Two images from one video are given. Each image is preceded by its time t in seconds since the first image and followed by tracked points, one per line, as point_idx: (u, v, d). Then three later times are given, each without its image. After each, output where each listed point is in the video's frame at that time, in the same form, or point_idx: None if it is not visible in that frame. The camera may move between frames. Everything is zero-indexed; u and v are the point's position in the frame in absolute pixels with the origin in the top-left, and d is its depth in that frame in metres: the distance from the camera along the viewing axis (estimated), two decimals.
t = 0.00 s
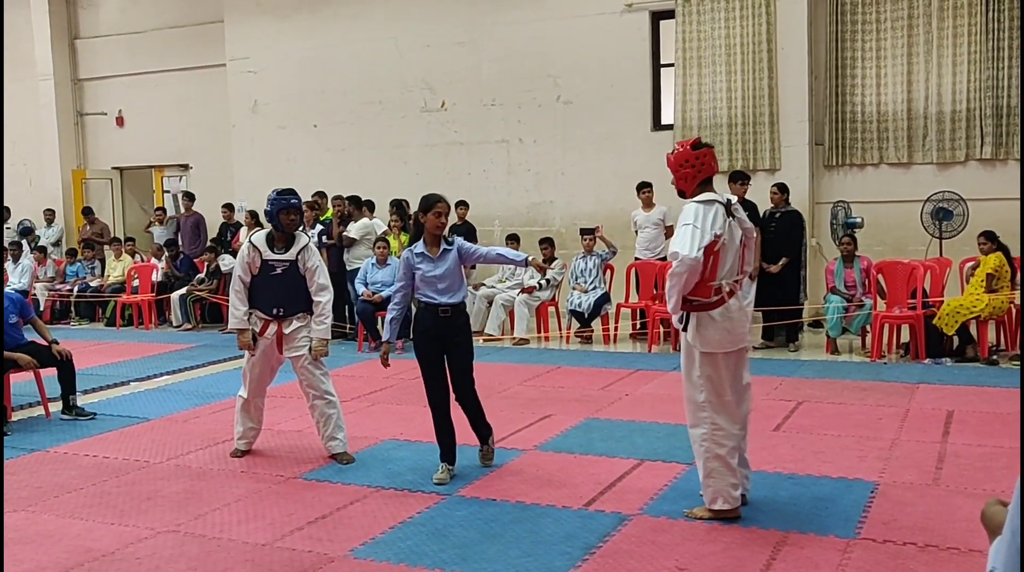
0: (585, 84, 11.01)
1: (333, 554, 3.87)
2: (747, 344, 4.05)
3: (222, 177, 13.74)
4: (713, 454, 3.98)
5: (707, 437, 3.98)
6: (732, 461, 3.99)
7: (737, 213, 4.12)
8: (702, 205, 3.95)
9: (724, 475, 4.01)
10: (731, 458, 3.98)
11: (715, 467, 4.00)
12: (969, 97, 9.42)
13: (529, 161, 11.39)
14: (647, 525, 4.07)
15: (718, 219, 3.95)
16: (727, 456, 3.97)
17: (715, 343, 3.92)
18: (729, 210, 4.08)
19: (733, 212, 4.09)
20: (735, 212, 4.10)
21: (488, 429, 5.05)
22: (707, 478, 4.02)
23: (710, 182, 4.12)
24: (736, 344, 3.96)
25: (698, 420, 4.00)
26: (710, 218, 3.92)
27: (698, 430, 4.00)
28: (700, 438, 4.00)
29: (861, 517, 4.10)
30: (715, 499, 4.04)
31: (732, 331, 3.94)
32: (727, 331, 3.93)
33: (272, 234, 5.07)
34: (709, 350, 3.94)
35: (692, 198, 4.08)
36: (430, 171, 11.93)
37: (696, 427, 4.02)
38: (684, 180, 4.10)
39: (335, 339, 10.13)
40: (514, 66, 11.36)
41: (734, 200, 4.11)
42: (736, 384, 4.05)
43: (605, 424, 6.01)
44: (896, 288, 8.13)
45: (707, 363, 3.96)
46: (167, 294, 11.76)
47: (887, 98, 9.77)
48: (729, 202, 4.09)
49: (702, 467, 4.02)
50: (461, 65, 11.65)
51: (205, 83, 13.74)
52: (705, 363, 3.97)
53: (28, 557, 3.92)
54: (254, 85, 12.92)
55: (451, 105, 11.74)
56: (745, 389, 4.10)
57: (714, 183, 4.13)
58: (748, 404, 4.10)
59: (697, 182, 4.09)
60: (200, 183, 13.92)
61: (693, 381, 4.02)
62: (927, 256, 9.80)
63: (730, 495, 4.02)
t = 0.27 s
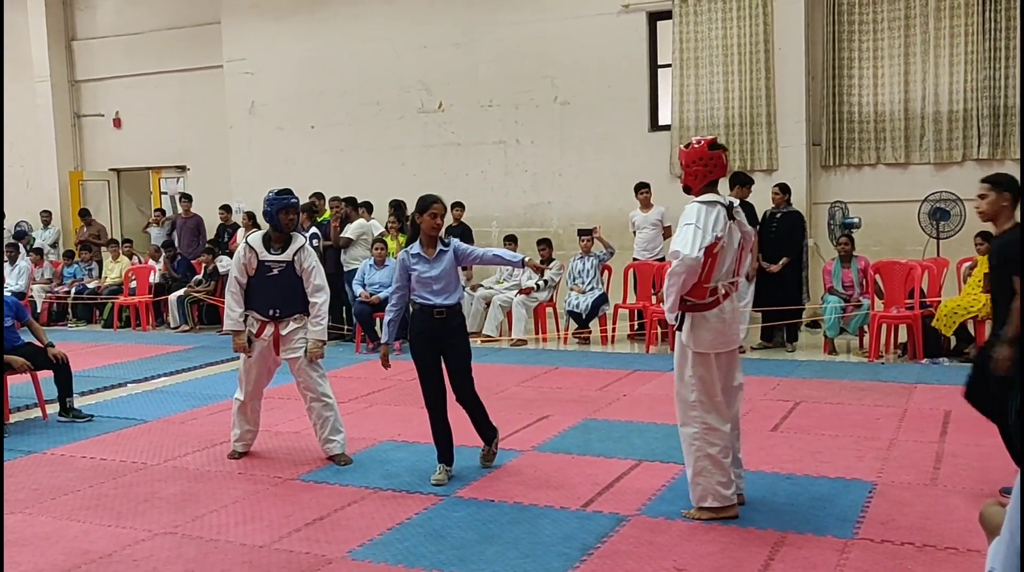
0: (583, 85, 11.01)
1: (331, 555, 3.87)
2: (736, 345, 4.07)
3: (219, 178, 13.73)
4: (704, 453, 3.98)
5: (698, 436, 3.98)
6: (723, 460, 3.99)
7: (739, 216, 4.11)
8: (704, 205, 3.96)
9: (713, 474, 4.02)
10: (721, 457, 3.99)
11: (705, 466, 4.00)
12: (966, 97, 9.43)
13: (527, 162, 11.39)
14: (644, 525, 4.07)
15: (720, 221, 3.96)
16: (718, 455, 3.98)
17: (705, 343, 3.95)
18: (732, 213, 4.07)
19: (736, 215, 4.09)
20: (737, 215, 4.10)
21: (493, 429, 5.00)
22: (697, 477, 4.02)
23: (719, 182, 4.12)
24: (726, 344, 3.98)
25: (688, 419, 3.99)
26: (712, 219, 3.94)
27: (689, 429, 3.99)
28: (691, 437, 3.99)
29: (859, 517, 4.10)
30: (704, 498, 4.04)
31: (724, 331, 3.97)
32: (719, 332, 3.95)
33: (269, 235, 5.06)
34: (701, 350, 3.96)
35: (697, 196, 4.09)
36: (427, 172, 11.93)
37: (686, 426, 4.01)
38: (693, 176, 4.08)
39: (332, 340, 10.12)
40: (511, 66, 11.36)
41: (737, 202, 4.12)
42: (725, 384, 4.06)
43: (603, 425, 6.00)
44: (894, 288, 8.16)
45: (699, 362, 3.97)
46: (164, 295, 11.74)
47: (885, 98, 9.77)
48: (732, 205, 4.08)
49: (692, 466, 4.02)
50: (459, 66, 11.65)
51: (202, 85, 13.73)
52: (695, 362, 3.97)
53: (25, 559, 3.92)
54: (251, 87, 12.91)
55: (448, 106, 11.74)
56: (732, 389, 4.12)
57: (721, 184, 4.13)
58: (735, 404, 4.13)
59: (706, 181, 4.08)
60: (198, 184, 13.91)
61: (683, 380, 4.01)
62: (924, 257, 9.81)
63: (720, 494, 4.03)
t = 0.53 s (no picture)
0: (578, 87, 11.02)
1: (326, 558, 3.86)
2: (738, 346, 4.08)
3: (214, 181, 13.72)
4: (707, 455, 3.97)
5: (702, 437, 3.96)
6: (724, 462, 3.98)
7: (737, 217, 4.13)
8: (701, 203, 3.97)
9: (716, 476, 4.00)
10: (724, 459, 3.97)
11: (708, 468, 3.98)
12: (960, 99, 9.45)
13: (522, 164, 11.40)
14: (640, 528, 4.07)
15: (718, 221, 3.97)
16: (721, 457, 3.97)
17: (711, 343, 3.93)
18: (729, 213, 4.09)
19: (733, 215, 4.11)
20: (734, 216, 4.11)
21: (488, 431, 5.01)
22: (699, 478, 4.00)
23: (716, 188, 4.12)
24: (729, 344, 3.98)
25: (693, 420, 3.97)
26: (711, 217, 3.95)
27: (693, 430, 3.98)
28: (695, 438, 3.97)
29: (854, 519, 4.10)
30: (706, 500, 4.02)
31: (727, 331, 3.97)
32: (723, 333, 3.95)
33: (264, 237, 5.06)
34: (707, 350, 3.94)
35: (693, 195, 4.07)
36: (423, 174, 11.93)
37: (691, 426, 3.99)
38: (693, 177, 4.07)
39: (328, 343, 10.11)
40: (507, 69, 11.37)
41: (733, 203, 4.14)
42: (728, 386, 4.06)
43: (599, 427, 6.00)
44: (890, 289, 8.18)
45: (704, 363, 3.95)
46: (160, 298, 11.73)
47: (879, 100, 9.79)
48: (729, 205, 4.10)
49: (695, 467, 4.00)
50: (454, 69, 11.65)
51: (198, 88, 13.72)
52: (701, 362, 3.95)
53: (19, 563, 3.91)
54: (246, 89, 12.90)
55: (444, 108, 11.74)
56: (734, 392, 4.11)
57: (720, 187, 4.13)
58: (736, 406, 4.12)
59: (705, 183, 4.07)
60: (193, 187, 13.90)
61: (688, 381, 3.99)
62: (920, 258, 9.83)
63: (722, 496, 4.02)
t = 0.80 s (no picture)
0: (573, 86, 11.01)
1: (319, 557, 3.85)
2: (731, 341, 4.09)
3: (209, 180, 13.70)
4: (710, 452, 3.96)
5: (705, 435, 3.95)
6: (726, 458, 3.99)
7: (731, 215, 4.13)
8: (698, 197, 3.97)
9: (718, 472, 4.01)
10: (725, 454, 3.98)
11: (711, 465, 3.98)
12: (954, 98, 9.46)
13: (517, 163, 11.39)
14: (634, 526, 4.06)
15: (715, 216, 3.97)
16: (722, 453, 3.97)
17: (711, 338, 3.93)
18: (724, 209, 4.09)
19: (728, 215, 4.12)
20: (728, 214, 4.12)
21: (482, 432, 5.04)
22: (703, 476, 3.99)
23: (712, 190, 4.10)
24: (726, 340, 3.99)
25: (695, 418, 3.96)
26: (707, 209, 3.95)
27: (695, 428, 3.96)
28: (698, 435, 3.96)
29: (848, 518, 4.10)
30: (711, 498, 4.01)
31: (726, 327, 3.98)
32: (721, 328, 3.96)
33: (261, 237, 5.04)
34: (706, 346, 3.94)
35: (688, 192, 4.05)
36: (418, 173, 11.92)
37: (692, 425, 3.97)
38: (689, 173, 4.06)
39: (322, 342, 10.10)
40: (502, 68, 11.36)
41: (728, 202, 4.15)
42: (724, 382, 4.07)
43: (593, 426, 6.00)
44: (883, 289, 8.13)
45: (705, 360, 3.94)
46: (154, 297, 11.70)
47: (874, 99, 9.80)
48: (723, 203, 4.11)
49: (698, 466, 3.99)
50: (449, 67, 11.64)
51: (192, 86, 13.69)
52: (702, 359, 3.94)
53: (10, 563, 3.89)
54: (241, 88, 12.88)
55: (439, 107, 11.73)
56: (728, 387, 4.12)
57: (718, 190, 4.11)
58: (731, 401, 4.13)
59: (702, 183, 4.05)
60: (187, 186, 13.87)
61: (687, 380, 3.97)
62: (914, 257, 9.84)
63: (725, 492, 4.02)
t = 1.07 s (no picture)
0: (569, 83, 11.01)
1: (314, 555, 3.85)
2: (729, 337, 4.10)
3: (204, 177, 13.67)
4: (703, 447, 3.96)
5: (698, 430, 3.95)
6: (719, 455, 3.98)
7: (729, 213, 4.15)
8: (699, 189, 3.99)
9: (711, 469, 4.00)
10: (719, 451, 3.98)
11: (703, 461, 3.97)
12: (949, 96, 9.48)
13: (513, 160, 11.38)
14: (629, 524, 4.06)
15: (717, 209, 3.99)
16: (716, 450, 3.97)
17: (706, 332, 3.95)
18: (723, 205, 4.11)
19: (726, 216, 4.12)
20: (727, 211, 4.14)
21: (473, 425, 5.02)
22: (695, 471, 3.99)
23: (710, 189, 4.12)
24: (723, 335, 4.00)
25: (689, 412, 3.97)
26: (707, 202, 3.95)
27: (690, 422, 3.97)
28: (691, 430, 3.96)
29: (842, 515, 4.11)
30: (702, 493, 4.01)
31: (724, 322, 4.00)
32: (718, 323, 3.97)
33: (276, 238, 5.01)
34: (703, 340, 3.95)
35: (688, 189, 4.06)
36: (413, 170, 11.91)
37: (686, 419, 3.98)
38: (687, 169, 4.08)
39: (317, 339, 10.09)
40: (497, 65, 11.34)
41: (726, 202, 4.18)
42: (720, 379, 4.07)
43: (588, 424, 6.00)
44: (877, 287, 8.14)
45: (701, 355, 3.95)
46: (149, 294, 11.68)
47: (869, 97, 9.81)
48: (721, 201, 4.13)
49: (691, 461, 3.99)
50: (445, 64, 11.63)
51: (187, 83, 13.66)
52: (699, 354, 3.95)
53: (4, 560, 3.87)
54: (236, 85, 12.85)
55: (434, 104, 11.72)
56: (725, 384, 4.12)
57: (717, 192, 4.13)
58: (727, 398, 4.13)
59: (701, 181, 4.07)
60: (182, 183, 13.84)
61: (684, 373, 3.98)
62: (908, 255, 9.86)
63: (717, 489, 4.02)
